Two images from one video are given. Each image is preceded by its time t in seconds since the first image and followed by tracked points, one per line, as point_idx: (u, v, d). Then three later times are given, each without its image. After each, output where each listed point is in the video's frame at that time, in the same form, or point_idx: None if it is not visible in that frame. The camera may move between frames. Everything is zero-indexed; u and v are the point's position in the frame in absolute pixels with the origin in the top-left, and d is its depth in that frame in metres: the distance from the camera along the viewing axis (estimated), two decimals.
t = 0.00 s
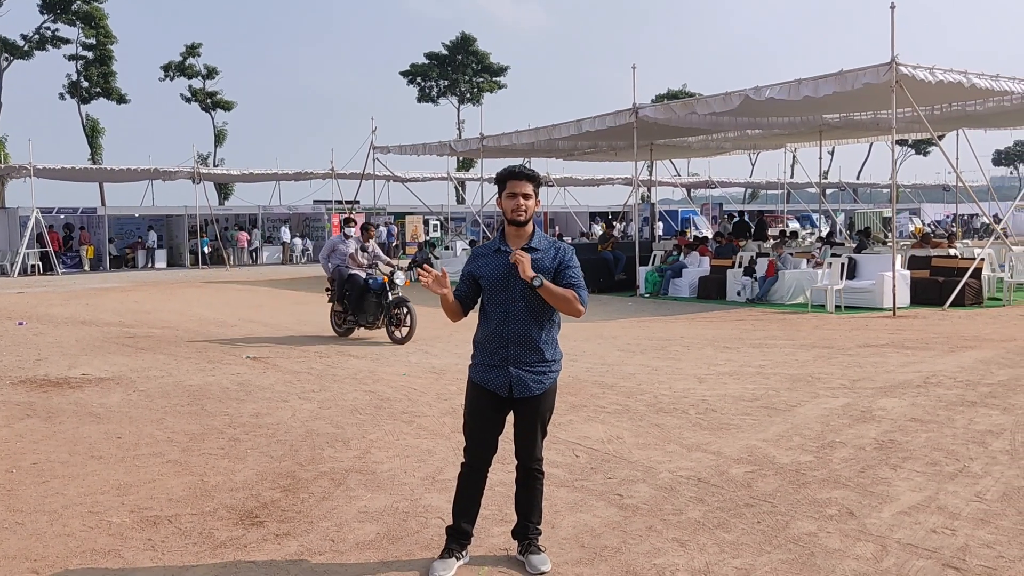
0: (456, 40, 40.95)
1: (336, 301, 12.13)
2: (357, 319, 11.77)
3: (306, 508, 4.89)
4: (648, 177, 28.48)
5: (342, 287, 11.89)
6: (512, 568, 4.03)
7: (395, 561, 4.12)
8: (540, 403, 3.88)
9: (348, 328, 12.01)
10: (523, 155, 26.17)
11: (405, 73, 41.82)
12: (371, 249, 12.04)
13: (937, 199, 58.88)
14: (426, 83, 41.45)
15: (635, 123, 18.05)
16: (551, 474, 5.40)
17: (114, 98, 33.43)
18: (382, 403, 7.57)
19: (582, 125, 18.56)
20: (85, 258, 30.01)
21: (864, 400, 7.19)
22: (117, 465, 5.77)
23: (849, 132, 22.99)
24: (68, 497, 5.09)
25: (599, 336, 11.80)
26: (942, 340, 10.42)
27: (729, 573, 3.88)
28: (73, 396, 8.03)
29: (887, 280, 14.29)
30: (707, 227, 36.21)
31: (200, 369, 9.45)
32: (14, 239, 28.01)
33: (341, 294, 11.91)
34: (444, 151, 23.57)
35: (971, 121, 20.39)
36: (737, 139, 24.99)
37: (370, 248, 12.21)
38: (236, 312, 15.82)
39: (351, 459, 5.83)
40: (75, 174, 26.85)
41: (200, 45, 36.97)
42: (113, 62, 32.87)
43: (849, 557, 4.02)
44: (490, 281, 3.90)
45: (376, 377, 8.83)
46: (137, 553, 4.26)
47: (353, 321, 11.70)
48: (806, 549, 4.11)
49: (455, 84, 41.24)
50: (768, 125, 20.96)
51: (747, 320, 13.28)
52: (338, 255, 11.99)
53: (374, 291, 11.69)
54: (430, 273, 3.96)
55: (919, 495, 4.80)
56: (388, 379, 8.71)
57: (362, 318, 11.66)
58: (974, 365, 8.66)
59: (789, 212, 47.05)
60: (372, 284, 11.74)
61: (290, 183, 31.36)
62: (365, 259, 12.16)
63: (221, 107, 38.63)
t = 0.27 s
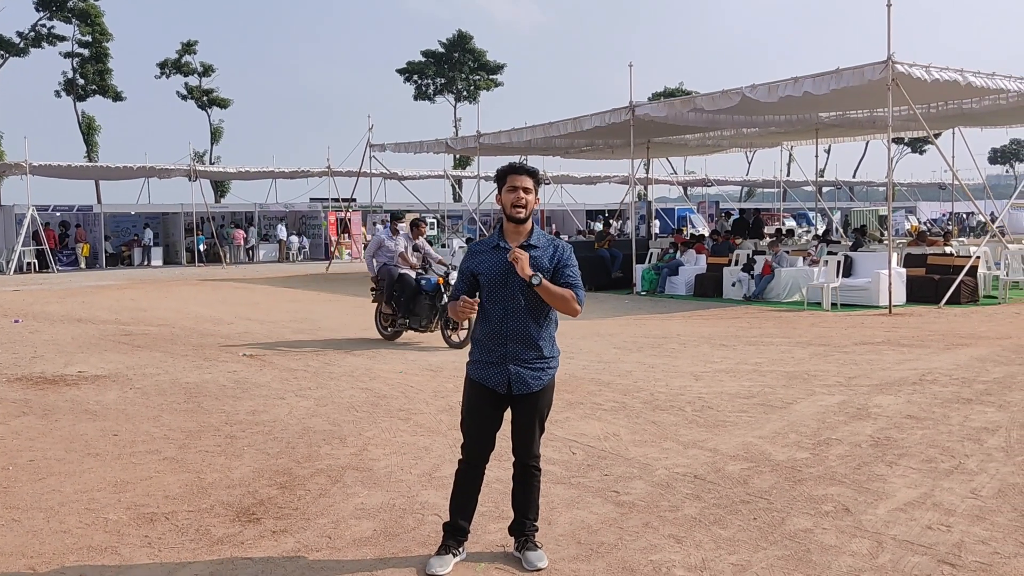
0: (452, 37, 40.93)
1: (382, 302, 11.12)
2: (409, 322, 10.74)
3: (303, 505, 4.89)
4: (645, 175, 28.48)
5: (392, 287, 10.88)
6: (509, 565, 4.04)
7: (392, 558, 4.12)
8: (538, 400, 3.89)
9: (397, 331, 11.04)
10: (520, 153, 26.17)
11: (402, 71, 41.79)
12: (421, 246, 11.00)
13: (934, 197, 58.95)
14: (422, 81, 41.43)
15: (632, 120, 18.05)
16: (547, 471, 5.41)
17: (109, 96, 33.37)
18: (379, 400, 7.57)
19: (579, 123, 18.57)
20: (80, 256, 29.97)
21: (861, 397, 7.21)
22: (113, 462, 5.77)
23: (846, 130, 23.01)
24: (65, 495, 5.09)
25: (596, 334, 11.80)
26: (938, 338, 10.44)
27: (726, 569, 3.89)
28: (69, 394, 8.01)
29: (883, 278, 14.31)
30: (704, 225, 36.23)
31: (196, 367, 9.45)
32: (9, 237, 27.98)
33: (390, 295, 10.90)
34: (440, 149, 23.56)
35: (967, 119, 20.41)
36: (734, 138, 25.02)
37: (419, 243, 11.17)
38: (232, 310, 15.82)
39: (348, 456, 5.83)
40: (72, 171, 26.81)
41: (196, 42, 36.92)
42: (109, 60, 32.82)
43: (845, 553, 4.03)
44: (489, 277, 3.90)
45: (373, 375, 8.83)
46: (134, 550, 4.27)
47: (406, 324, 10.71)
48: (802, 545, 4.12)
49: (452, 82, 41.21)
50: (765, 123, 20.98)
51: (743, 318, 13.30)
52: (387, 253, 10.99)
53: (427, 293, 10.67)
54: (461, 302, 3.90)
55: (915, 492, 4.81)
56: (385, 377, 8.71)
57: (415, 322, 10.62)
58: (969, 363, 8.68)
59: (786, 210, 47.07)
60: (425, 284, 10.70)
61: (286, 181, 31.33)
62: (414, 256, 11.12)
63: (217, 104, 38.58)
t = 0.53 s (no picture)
0: (452, 37, 40.92)
1: (435, 307, 10.58)
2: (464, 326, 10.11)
3: (303, 503, 4.89)
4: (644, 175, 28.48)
5: (446, 289, 10.27)
6: (509, 563, 4.04)
7: (392, 556, 4.12)
8: (539, 397, 3.89)
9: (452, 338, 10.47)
10: (519, 152, 26.18)
11: (401, 70, 41.78)
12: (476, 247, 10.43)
13: (933, 195, 58.96)
14: (422, 80, 41.42)
15: (632, 119, 18.05)
16: (547, 470, 5.42)
17: (109, 95, 33.36)
18: (378, 399, 7.57)
19: (578, 122, 18.57)
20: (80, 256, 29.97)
21: (860, 396, 7.21)
22: (113, 461, 5.77)
23: (845, 129, 23.01)
24: (65, 494, 5.09)
25: (595, 333, 11.81)
26: (937, 337, 10.45)
27: (724, 567, 3.90)
28: (69, 393, 8.02)
29: (883, 276, 14.32)
30: (703, 224, 36.24)
31: (196, 366, 9.46)
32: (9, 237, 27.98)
33: (443, 297, 10.30)
34: (439, 148, 23.55)
35: (967, 117, 20.41)
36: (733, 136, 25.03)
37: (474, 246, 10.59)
38: (232, 309, 15.82)
39: (347, 455, 5.84)
40: (71, 171, 26.80)
41: (195, 41, 36.91)
42: (108, 59, 32.81)
43: (844, 551, 4.04)
44: (490, 277, 3.89)
45: (372, 374, 8.83)
46: (133, 549, 4.27)
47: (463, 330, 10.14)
48: (801, 543, 4.13)
49: (451, 81, 41.21)
50: (764, 122, 20.98)
51: (743, 317, 13.30)
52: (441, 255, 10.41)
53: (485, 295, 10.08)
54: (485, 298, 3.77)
55: (913, 490, 4.82)
56: (385, 376, 8.71)
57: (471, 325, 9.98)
58: (969, 361, 8.69)
59: (785, 209, 47.08)
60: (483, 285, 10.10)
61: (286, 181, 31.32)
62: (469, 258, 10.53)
63: (217, 104, 38.57)
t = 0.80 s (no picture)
0: (452, 37, 40.91)
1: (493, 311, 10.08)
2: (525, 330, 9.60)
3: (303, 503, 4.90)
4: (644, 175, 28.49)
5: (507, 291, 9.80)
6: (509, 562, 4.04)
7: (392, 556, 4.12)
8: (540, 398, 3.89)
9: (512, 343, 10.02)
10: (519, 152, 26.19)
11: (401, 70, 41.77)
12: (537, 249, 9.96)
13: (933, 195, 58.93)
14: (422, 80, 41.42)
15: (632, 119, 18.05)
16: (547, 470, 5.42)
17: (109, 96, 33.36)
18: (378, 399, 7.57)
19: (578, 122, 18.57)
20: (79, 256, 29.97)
21: (860, 395, 7.21)
22: (113, 461, 5.77)
23: (845, 128, 23.02)
24: (64, 494, 5.09)
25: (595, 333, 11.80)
26: (937, 336, 10.45)
27: (725, 566, 3.89)
28: (69, 394, 8.02)
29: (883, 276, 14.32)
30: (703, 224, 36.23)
31: (196, 366, 9.46)
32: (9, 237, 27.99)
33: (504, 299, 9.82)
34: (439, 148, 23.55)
35: (966, 117, 20.41)
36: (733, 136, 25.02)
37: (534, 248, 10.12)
38: (232, 309, 15.82)
39: (347, 455, 5.84)
40: (71, 171, 26.80)
41: (195, 42, 36.92)
42: (108, 60, 32.81)
43: (844, 550, 4.03)
44: (491, 277, 3.89)
45: (372, 374, 8.83)
46: (133, 549, 4.27)
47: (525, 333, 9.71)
48: (801, 543, 4.12)
49: (451, 81, 41.20)
50: (763, 121, 20.98)
51: (743, 317, 13.30)
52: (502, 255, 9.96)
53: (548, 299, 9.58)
54: (481, 301, 3.79)
55: (914, 490, 4.82)
56: (385, 376, 8.71)
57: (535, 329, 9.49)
58: (969, 361, 8.68)
59: (785, 208, 47.07)
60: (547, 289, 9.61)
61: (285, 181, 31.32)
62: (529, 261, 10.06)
63: (217, 104, 38.57)
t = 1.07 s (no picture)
0: (451, 37, 40.93)
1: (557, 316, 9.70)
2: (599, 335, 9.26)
3: (303, 504, 4.90)
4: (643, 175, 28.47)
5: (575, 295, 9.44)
6: (507, 563, 4.05)
7: (391, 557, 4.13)
8: (537, 399, 3.90)
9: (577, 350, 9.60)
10: (519, 153, 26.20)
11: (401, 70, 41.79)
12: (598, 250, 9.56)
13: (933, 194, 58.98)
14: (421, 80, 41.44)
15: (631, 119, 18.06)
16: (546, 470, 5.43)
17: (109, 96, 33.37)
18: (378, 400, 7.58)
19: (578, 122, 18.58)
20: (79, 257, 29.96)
21: (859, 395, 7.22)
22: (113, 462, 5.78)
23: (844, 128, 23.04)
24: (64, 495, 5.10)
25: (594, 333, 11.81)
26: (937, 336, 10.46)
27: (723, 567, 3.90)
28: (68, 394, 8.03)
29: (882, 276, 14.33)
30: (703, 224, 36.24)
31: (196, 367, 9.47)
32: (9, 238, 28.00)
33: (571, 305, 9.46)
34: (439, 148, 23.56)
35: (966, 117, 20.42)
36: (732, 136, 25.03)
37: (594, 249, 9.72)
38: (232, 310, 15.84)
39: (347, 455, 5.85)
40: (71, 172, 26.80)
41: (195, 42, 36.93)
42: (108, 60, 32.82)
43: (842, 551, 4.04)
44: (489, 278, 3.89)
45: (372, 375, 8.85)
46: (133, 550, 4.27)
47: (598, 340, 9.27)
48: (800, 543, 4.13)
49: (451, 81, 41.22)
50: (763, 122, 20.99)
51: (742, 317, 13.31)
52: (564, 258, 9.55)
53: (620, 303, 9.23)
54: (477, 302, 3.80)
55: (912, 490, 4.82)
56: (385, 377, 8.72)
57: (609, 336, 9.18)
58: (968, 361, 8.69)
59: (785, 209, 47.07)
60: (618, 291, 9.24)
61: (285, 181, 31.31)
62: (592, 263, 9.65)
63: (217, 105, 38.57)
